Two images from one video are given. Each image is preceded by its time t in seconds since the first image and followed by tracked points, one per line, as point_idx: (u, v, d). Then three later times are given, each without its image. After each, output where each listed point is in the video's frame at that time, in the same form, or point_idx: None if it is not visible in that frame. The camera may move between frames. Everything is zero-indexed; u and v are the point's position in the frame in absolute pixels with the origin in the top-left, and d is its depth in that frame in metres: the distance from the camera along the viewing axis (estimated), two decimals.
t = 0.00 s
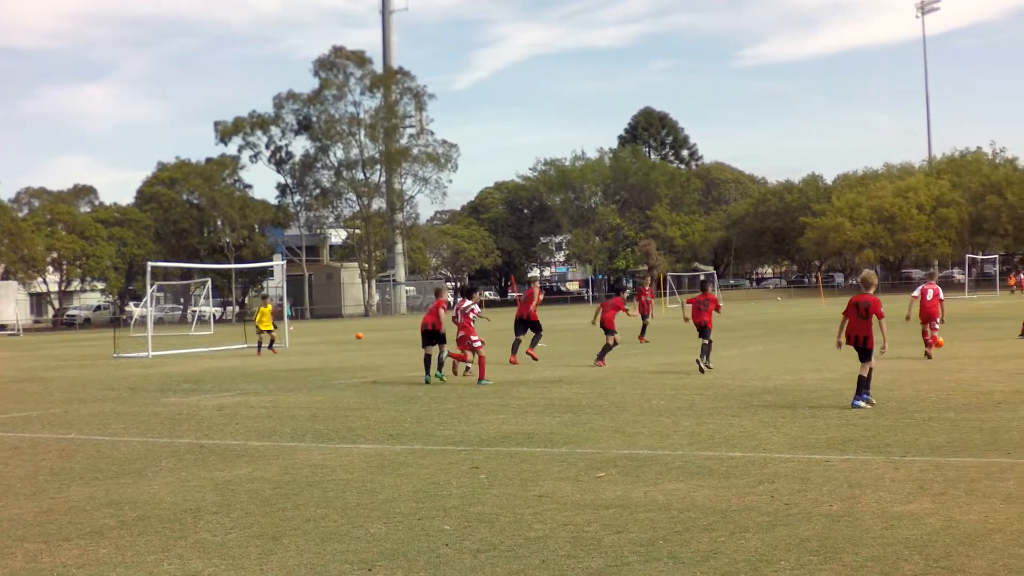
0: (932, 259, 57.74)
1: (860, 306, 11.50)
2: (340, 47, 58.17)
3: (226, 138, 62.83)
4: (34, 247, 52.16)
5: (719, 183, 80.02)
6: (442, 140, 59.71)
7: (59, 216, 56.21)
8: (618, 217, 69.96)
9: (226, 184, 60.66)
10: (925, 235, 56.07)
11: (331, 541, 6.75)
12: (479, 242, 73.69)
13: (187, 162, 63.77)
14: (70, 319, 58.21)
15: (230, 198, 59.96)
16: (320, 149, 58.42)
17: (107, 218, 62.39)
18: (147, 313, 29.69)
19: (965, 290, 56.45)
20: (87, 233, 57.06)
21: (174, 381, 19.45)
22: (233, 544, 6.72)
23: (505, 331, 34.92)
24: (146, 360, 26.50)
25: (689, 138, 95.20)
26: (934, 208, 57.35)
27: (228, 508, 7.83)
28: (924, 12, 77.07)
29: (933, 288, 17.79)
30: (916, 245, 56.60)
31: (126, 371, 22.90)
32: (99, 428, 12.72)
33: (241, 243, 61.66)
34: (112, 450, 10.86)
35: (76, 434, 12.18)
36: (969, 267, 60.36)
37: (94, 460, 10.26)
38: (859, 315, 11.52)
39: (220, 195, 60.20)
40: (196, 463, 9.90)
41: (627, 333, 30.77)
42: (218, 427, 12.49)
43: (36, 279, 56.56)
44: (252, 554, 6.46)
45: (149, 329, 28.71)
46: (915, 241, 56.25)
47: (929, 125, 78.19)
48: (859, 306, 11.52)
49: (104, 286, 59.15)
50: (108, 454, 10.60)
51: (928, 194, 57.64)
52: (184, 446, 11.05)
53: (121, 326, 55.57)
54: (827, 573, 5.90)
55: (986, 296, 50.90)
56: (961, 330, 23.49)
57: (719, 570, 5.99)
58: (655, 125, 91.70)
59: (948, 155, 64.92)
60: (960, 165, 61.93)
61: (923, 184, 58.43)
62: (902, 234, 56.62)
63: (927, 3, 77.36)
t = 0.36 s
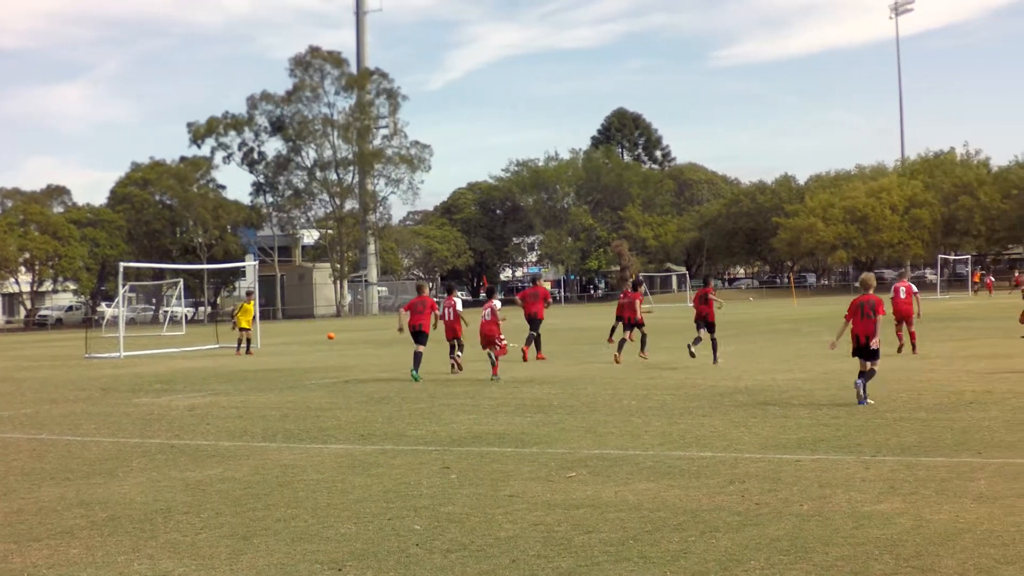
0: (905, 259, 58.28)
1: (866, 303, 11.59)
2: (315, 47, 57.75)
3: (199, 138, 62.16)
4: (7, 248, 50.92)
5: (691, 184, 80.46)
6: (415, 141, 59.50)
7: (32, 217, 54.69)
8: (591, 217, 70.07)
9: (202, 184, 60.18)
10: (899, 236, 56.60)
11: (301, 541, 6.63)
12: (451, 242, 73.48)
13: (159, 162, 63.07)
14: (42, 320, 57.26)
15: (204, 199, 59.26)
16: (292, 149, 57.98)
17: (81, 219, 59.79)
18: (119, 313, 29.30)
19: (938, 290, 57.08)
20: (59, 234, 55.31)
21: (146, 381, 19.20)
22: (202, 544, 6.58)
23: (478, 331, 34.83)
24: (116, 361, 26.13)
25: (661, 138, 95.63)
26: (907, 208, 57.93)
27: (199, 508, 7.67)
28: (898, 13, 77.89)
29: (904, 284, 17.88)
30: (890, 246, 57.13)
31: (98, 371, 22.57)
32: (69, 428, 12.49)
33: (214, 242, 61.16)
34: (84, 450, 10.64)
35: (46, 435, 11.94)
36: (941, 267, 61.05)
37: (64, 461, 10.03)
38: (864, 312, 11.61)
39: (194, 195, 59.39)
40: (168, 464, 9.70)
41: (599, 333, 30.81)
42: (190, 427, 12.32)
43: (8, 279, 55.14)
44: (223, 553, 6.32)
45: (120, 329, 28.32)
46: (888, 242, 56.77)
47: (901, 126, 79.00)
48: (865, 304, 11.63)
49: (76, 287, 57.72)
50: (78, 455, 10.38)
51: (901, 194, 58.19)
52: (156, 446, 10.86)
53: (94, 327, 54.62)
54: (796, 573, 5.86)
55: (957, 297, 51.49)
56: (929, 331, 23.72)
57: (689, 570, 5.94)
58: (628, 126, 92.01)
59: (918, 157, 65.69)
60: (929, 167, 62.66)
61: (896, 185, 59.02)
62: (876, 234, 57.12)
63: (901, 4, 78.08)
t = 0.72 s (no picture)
0: (892, 258, 58.51)
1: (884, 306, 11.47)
2: (301, 46, 57.52)
3: (186, 137, 61.88)
4: None
5: (679, 184, 80.55)
6: (402, 141, 59.37)
7: (19, 217, 54.10)
8: (578, 217, 70.05)
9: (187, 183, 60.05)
10: (886, 235, 56.81)
11: (290, 541, 6.57)
12: (439, 242, 73.33)
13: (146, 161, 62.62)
14: (29, 321, 56.75)
15: (191, 198, 59.12)
16: (279, 149, 57.74)
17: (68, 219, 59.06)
18: (107, 312, 29.12)
19: (924, 289, 57.32)
20: (46, 234, 54.77)
21: (135, 382, 19.09)
22: (193, 544, 6.52)
23: (466, 331, 34.77)
24: (105, 361, 25.98)
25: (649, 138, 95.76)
26: (894, 207, 58.12)
27: (189, 508, 7.60)
28: (884, 12, 78.18)
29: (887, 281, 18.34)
30: (877, 245, 57.32)
31: (87, 371, 22.43)
32: (58, 428, 12.40)
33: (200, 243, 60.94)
34: (73, 451, 10.55)
35: (35, 435, 11.84)
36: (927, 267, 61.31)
37: (53, 461, 9.92)
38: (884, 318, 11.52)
39: (181, 195, 59.28)
40: (157, 464, 9.62)
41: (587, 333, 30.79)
42: (178, 427, 12.24)
43: None
44: (212, 554, 6.25)
45: (109, 329, 28.17)
46: (875, 241, 56.97)
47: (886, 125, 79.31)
48: (882, 308, 11.52)
49: (63, 287, 57.23)
50: (67, 455, 10.27)
51: (887, 194, 58.35)
52: (145, 446, 10.77)
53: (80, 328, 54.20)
54: (787, 573, 5.83)
55: (943, 296, 51.75)
56: (917, 331, 23.78)
57: (680, 570, 5.91)
58: (615, 125, 92.09)
59: (904, 157, 65.90)
60: (915, 166, 62.89)
61: (883, 184, 59.18)
62: (863, 233, 57.29)
63: (886, 3, 78.42)
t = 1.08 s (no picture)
0: (893, 258, 58.49)
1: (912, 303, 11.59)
2: (303, 46, 57.52)
3: (188, 137, 61.90)
4: None
5: (680, 183, 80.51)
6: (404, 140, 59.36)
7: (20, 216, 54.12)
8: (579, 216, 70.03)
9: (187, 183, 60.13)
10: (886, 235, 56.80)
11: (291, 541, 6.57)
12: (440, 242, 73.30)
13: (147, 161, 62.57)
14: (30, 320, 56.73)
15: (191, 198, 59.17)
16: (280, 148, 57.72)
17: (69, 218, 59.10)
18: (107, 311, 29.08)
19: (926, 289, 57.26)
20: (47, 233, 54.78)
21: (137, 381, 19.08)
22: (194, 544, 6.51)
23: (467, 331, 34.76)
24: (106, 360, 25.97)
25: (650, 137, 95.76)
26: (895, 207, 58.05)
27: (190, 508, 7.59)
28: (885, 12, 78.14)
29: (876, 283, 18.60)
30: (878, 245, 57.28)
31: (88, 371, 22.43)
32: (58, 428, 12.39)
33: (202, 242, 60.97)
34: (74, 450, 10.54)
35: (36, 435, 11.83)
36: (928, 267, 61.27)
37: (53, 461, 9.94)
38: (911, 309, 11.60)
39: (181, 194, 59.37)
40: (158, 463, 9.62)
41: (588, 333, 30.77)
42: (179, 427, 12.23)
43: None
44: (212, 554, 6.25)
45: (110, 328, 28.18)
46: (876, 241, 56.94)
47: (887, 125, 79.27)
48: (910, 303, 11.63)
49: (64, 287, 57.25)
50: (68, 455, 10.26)
51: (889, 194, 58.25)
52: (146, 446, 10.76)
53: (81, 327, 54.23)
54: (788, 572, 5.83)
55: (944, 296, 51.73)
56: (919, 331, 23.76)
57: (681, 570, 5.91)
58: (617, 125, 92.06)
59: (906, 157, 65.87)
60: (916, 166, 62.84)
61: (884, 184, 59.08)
62: (864, 233, 57.23)
63: (888, 4, 78.42)
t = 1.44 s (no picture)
0: (905, 258, 58.26)
1: (940, 300, 11.54)
2: (313, 46, 57.69)
3: (200, 136, 62.14)
4: (7, 248, 50.87)
5: (692, 183, 80.37)
6: (415, 140, 59.45)
7: (32, 217, 54.72)
8: (591, 216, 69.98)
9: (199, 183, 60.42)
10: (897, 234, 56.57)
11: (303, 540, 6.62)
12: (452, 242, 73.41)
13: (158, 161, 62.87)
14: (42, 320, 57.15)
15: (203, 198, 59.44)
16: (293, 148, 57.88)
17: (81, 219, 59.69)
18: (118, 312, 29.25)
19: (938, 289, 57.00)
20: (59, 233, 55.24)
21: (149, 381, 19.19)
22: (205, 544, 6.56)
23: (477, 331, 34.81)
24: (118, 361, 26.11)
25: (661, 137, 95.63)
26: (906, 207, 57.81)
27: (201, 509, 7.64)
28: (897, 11, 77.83)
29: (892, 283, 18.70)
30: (889, 244, 57.06)
31: (101, 371, 22.60)
32: (69, 428, 12.47)
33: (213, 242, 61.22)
34: (85, 450, 10.64)
35: (48, 435, 11.93)
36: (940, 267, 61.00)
37: (64, 461, 10.02)
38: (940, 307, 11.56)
39: (193, 194, 59.65)
40: (170, 463, 9.70)
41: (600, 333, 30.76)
42: (190, 427, 12.30)
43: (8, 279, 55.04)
44: (224, 554, 6.30)
45: (122, 329, 28.34)
46: (888, 240, 56.72)
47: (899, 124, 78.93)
48: (939, 300, 11.57)
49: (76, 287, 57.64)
50: (79, 455, 10.36)
51: (900, 194, 57.99)
52: (157, 446, 10.82)
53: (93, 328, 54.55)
54: (800, 573, 5.84)
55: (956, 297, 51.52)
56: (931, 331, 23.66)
57: (692, 570, 5.92)
58: (628, 125, 91.97)
59: (917, 157, 65.58)
60: (929, 166, 62.57)
61: (895, 184, 58.82)
62: (875, 233, 57.01)
63: (900, 3, 78.14)
